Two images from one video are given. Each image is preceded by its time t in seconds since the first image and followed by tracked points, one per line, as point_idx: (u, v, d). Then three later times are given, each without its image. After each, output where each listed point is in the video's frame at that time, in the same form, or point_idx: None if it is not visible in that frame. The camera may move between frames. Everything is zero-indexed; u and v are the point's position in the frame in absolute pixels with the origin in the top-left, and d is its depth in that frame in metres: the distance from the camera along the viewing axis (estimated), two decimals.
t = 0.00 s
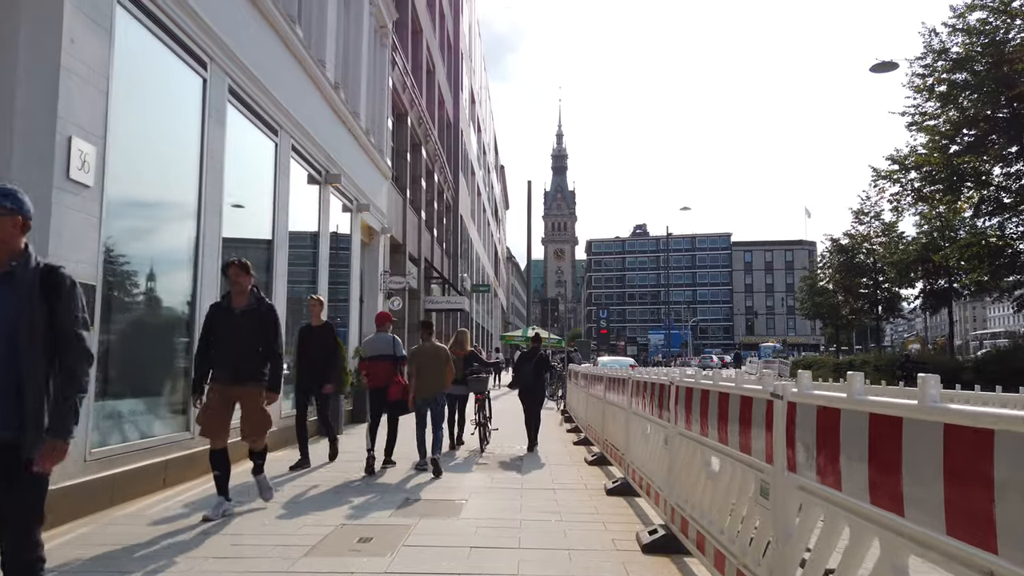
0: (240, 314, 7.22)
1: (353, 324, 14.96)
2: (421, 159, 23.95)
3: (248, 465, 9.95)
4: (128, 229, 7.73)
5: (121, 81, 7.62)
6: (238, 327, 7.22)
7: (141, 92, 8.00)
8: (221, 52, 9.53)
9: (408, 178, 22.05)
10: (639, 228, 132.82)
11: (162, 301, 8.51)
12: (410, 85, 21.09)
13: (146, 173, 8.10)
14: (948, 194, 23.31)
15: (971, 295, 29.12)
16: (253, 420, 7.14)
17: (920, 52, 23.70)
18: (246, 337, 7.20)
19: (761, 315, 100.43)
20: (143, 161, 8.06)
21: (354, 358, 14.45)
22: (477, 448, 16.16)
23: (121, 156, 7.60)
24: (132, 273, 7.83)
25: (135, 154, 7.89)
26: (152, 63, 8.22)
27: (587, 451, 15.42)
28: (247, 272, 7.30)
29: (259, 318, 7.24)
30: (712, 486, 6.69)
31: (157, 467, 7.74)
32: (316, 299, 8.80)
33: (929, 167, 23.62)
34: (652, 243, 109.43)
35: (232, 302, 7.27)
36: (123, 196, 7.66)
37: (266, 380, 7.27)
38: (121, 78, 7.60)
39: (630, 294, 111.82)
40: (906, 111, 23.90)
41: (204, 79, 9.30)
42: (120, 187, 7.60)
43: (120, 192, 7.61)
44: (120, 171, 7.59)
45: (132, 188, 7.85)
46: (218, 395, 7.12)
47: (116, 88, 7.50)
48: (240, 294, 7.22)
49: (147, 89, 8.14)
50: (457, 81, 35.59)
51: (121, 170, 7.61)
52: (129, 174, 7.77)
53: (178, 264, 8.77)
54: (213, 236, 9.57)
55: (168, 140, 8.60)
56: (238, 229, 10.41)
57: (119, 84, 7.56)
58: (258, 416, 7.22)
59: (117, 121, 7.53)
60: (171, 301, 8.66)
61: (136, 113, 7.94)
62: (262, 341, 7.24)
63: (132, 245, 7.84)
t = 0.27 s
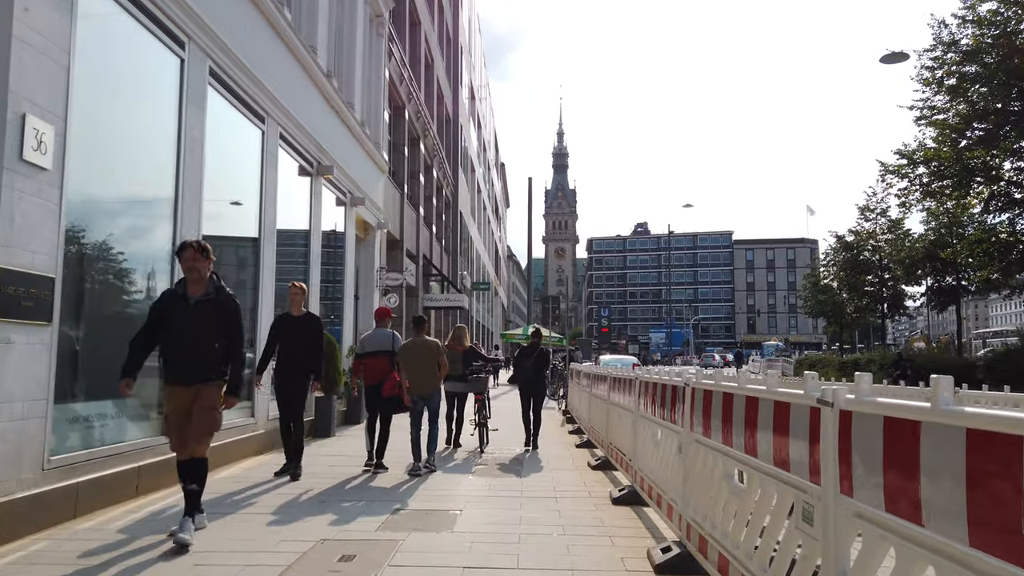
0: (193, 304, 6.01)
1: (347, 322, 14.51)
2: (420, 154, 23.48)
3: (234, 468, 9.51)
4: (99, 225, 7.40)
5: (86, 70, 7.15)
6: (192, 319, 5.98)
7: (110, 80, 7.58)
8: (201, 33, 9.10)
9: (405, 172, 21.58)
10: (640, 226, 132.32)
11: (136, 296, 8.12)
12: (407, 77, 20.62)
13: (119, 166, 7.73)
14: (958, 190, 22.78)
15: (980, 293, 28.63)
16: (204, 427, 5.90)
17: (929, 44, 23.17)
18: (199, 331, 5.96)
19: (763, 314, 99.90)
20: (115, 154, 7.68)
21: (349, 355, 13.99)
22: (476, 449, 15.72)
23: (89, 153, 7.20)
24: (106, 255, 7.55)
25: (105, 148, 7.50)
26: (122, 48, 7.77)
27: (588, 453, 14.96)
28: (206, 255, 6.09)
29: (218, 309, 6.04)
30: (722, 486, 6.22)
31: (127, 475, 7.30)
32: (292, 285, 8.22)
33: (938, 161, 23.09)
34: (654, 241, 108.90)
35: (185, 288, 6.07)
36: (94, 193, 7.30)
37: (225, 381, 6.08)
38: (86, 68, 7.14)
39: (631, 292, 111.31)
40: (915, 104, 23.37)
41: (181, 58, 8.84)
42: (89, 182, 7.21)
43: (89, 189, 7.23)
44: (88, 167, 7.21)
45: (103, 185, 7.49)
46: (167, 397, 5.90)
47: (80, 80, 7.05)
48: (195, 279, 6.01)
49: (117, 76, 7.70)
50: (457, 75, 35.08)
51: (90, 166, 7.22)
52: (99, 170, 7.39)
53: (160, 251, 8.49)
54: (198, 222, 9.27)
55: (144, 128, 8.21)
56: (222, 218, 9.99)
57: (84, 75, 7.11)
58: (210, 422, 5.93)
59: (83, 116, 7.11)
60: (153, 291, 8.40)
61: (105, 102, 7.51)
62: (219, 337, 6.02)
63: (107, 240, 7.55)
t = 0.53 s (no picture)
0: (133, 293, 5.12)
1: (344, 320, 14.04)
2: (420, 148, 23.01)
3: (220, 472, 9.05)
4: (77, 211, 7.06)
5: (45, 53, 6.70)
6: (132, 309, 5.08)
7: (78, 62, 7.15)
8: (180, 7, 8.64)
9: (405, 166, 21.10)
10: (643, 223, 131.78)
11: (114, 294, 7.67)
12: (406, 69, 20.12)
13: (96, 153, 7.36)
14: (971, 184, 22.22)
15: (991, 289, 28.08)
16: (142, 441, 4.98)
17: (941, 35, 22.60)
18: (140, 324, 5.05)
19: (767, 312, 99.27)
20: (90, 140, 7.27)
21: (344, 353, 13.49)
22: (476, 448, 15.25)
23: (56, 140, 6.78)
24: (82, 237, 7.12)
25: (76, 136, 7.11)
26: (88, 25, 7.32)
27: (592, 453, 14.49)
28: (154, 233, 5.18)
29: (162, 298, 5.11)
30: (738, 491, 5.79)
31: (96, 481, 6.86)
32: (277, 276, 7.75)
33: (951, 155, 22.53)
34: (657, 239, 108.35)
35: (126, 273, 5.16)
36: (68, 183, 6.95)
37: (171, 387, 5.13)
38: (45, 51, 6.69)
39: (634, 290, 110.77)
40: (926, 97, 22.80)
41: (157, 32, 8.40)
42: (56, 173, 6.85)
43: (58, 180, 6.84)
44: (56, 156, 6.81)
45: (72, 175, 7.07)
46: (97, 405, 5.01)
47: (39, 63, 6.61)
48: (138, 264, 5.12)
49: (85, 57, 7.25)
50: (458, 69, 34.57)
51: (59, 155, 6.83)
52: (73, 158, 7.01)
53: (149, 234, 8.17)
54: (183, 204, 8.94)
55: (119, 112, 7.83)
56: (210, 209, 9.69)
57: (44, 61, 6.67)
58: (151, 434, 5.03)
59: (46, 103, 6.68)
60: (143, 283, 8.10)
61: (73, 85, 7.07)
62: (165, 331, 5.10)
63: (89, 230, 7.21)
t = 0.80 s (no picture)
0: (46, 274, 4.30)
1: (338, 317, 13.59)
2: (418, 143, 22.53)
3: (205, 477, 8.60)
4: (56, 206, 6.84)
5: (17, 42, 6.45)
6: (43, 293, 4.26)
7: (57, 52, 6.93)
8: None
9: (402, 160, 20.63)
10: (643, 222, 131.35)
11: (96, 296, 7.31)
12: (404, 62, 19.67)
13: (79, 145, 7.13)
14: (981, 180, 21.71)
15: (998, 288, 27.65)
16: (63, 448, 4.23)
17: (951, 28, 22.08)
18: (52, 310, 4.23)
19: (768, 311, 98.76)
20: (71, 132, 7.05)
21: (338, 352, 13.05)
22: (475, 450, 14.81)
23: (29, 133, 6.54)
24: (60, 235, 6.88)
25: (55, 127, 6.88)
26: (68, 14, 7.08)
27: (593, 455, 14.05)
28: (69, 202, 4.40)
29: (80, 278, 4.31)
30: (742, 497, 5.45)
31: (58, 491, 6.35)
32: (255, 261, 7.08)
33: (960, 150, 22.03)
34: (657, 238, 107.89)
35: (39, 251, 4.37)
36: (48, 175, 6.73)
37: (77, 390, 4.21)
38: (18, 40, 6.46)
39: (634, 289, 110.31)
40: (935, 91, 22.30)
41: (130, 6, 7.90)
42: (30, 165, 6.54)
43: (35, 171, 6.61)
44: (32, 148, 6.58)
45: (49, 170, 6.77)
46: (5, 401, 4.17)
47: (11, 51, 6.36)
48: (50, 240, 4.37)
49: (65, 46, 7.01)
50: (457, 64, 34.07)
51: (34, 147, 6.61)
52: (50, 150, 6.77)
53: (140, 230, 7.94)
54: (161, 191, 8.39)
55: (90, 95, 7.36)
56: (193, 200, 9.19)
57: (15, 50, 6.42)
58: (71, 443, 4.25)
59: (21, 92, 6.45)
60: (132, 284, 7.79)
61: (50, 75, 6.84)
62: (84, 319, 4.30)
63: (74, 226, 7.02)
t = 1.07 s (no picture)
0: None
1: (335, 316, 13.13)
2: (419, 139, 22.05)
3: (188, 486, 8.20)
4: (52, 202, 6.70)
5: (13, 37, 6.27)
6: None
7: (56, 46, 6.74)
8: None
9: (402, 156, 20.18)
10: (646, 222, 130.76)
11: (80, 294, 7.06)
12: (404, 55, 19.19)
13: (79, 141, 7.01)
14: (995, 176, 21.14)
15: (1010, 287, 27.09)
16: None
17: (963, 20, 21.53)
18: None
19: (771, 311, 98.14)
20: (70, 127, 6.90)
21: (334, 353, 12.59)
22: (477, 453, 14.35)
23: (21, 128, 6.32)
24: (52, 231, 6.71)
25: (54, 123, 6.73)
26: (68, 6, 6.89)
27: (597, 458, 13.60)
28: None
29: None
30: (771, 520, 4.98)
31: (21, 504, 5.79)
32: (222, 256, 6.27)
33: (974, 147, 21.48)
34: (660, 237, 107.33)
35: None
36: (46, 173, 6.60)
37: None
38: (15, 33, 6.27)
39: (637, 289, 109.76)
40: (947, 85, 21.75)
41: None
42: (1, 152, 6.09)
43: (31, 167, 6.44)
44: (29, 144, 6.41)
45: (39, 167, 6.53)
46: None
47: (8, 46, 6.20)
48: None
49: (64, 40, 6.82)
50: (459, 60, 33.57)
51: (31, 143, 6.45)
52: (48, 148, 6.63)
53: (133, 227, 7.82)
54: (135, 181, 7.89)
55: (56, 75, 6.76)
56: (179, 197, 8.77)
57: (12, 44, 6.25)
58: None
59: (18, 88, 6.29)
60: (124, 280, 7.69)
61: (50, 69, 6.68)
62: None
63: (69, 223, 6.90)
